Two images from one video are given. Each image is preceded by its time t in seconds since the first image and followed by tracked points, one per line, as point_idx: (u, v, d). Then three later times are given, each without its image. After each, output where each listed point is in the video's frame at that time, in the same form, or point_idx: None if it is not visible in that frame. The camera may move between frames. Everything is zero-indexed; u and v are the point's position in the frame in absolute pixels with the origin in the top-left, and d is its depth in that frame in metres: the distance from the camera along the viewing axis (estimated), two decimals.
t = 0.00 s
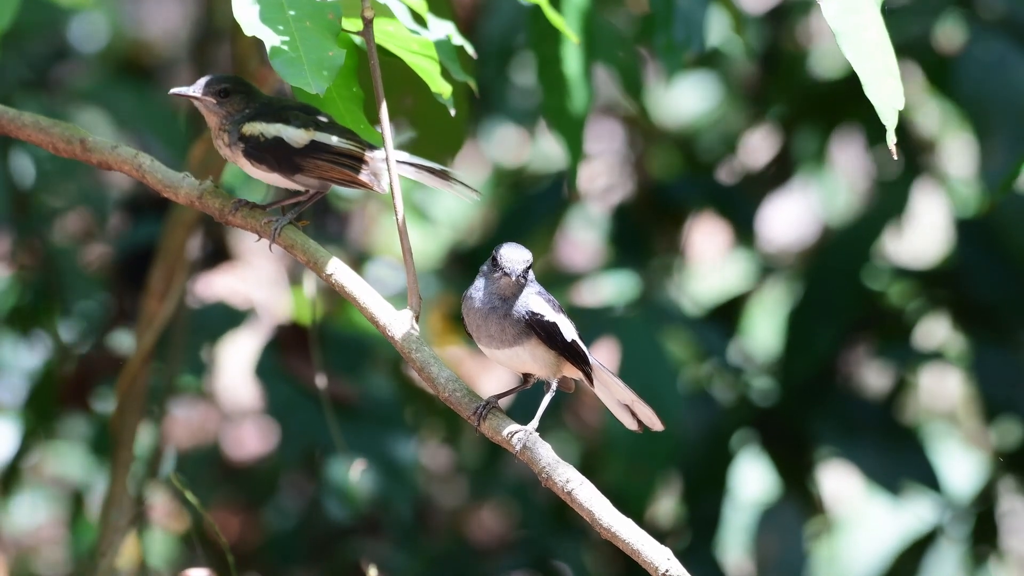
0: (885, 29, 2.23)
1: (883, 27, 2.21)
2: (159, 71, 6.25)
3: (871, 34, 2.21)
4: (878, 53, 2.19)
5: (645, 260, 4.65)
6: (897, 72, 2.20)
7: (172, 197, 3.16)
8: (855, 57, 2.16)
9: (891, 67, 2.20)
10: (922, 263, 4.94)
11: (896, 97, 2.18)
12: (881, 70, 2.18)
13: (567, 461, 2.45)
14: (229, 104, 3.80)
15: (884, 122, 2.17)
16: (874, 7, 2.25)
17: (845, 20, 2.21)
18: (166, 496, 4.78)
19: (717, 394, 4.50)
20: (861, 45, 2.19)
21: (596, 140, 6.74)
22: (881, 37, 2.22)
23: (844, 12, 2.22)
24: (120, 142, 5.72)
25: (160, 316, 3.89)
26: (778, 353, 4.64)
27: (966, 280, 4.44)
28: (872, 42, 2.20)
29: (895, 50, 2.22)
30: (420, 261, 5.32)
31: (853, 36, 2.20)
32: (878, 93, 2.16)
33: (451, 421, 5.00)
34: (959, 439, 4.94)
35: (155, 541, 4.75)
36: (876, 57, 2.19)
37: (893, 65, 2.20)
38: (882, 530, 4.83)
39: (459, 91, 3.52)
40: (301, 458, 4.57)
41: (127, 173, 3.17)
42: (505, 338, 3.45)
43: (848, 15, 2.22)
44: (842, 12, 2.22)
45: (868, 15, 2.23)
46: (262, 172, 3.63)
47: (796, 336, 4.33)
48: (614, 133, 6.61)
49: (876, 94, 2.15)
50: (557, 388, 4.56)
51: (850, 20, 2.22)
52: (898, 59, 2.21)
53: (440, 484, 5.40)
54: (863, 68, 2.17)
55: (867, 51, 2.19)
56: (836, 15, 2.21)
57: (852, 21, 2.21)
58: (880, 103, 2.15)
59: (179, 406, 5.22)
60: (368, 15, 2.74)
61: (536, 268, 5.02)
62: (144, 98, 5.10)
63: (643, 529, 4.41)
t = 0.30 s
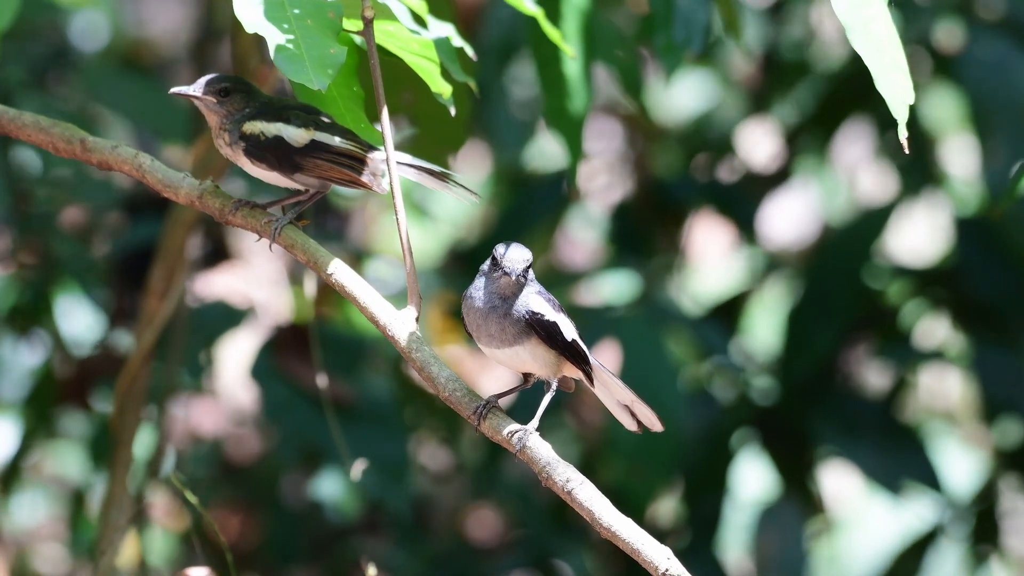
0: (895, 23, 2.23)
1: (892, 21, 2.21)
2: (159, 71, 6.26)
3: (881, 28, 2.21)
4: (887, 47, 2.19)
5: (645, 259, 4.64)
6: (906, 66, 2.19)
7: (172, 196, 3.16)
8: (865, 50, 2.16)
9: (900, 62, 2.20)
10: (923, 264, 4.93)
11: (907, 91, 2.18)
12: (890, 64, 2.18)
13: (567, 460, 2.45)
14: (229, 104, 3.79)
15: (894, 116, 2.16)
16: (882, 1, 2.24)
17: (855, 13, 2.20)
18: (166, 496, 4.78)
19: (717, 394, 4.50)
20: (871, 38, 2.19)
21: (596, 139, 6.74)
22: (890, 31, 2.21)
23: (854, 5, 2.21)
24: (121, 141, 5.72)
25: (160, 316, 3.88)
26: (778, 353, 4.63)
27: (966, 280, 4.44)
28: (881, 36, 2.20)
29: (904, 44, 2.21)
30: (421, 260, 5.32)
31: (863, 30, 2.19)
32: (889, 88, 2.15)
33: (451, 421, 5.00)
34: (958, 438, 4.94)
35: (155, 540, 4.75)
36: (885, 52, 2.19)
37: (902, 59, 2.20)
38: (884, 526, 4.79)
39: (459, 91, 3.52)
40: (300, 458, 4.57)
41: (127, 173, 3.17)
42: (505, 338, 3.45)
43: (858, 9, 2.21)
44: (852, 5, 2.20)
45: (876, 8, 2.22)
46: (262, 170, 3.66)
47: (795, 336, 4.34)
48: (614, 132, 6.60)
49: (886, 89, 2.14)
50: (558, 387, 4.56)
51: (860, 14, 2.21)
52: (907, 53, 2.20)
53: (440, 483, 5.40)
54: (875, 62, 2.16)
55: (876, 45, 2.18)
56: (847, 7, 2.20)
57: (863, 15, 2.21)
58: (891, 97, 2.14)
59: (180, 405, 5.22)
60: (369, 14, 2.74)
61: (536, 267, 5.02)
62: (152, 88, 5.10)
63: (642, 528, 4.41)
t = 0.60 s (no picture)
0: (885, 20, 2.23)
1: (882, 17, 2.21)
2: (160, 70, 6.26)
3: (871, 24, 2.20)
4: (877, 44, 2.20)
5: (646, 258, 4.64)
6: (896, 62, 2.19)
7: (173, 195, 3.16)
8: (854, 44, 2.16)
9: (890, 58, 2.19)
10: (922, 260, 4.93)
11: (896, 86, 2.17)
12: (881, 61, 2.18)
13: (568, 458, 2.45)
14: (230, 101, 3.78)
15: (882, 111, 2.15)
16: None
17: (845, 8, 2.20)
18: (167, 494, 4.78)
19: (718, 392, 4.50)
20: (861, 34, 2.18)
21: (597, 137, 6.73)
22: (880, 27, 2.22)
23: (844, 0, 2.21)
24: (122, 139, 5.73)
25: (161, 315, 3.89)
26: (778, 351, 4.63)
27: (966, 277, 4.45)
28: (870, 31, 2.20)
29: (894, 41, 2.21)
30: (421, 259, 5.32)
31: (853, 24, 2.19)
32: (877, 81, 2.15)
33: (452, 419, 5.00)
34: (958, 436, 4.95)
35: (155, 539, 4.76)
36: (875, 47, 2.19)
37: (893, 56, 2.20)
38: (886, 522, 4.69)
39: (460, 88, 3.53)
40: (301, 456, 4.57)
41: (128, 172, 3.17)
42: (506, 336, 3.45)
43: (850, 6, 2.20)
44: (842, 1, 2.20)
45: (866, 4, 2.22)
46: (261, 168, 3.65)
47: (796, 336, 4.33)
48: (615, 130, 6.60)
49: (873, 82, 2.13)
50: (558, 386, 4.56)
51: (853, 10, 2.20)
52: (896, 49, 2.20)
53: (441, 482, 5.41)
54: (864, 57, 2.16)
55: (866, 40, 2.18)
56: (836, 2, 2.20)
57: (853, 10, 2.20)
58: (879, 91, 2.13)
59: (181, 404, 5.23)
60: (369, 13, 2.74)
61: (537, 266, 5.02)
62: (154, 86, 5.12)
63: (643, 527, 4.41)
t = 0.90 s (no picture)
0: (875, 32, 2.23)
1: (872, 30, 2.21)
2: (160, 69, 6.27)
3: (860, 38, 2.20)
4: (866, 59, 2.19)
5: (646, 257, 4.65)
6: (885, 77, 2.19)
7: (173, 196, 3.16)
8: (842, 63, 2.16)
9: (880, 72, 2.19)
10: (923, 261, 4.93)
11: (884, 102, 2.17)
12: (870, 76, 2.17)
13: (568, 458, 2.45)
14: (231, 102, 3.77)
15: (869, 127, 2.16)
16: (863, 10, 2.23)
17: (833, 22, 2.20)
18: (167, 493, 4.78)
19: (718, 392, 4.50)
20: (849, 51, 2.18)
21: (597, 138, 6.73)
22: (869, 40, 2.21)
23: (834, 14, 2.21)
24: (122, 139, 5.73)
25: (161, 315, 3.88)
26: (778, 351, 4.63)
27: (968, 277, 4.45)
28: (859, 46, 2.20)
29: (883, 55, 2.21)
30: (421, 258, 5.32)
31: (841, 41, 2.19)
32: (864, 100, 2.15)
33: (452, 419, 5.00)
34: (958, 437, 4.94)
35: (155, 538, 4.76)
36: (863, 62, 2.18)
37: (881, 70, 2.19)
38: (887, 521, 4.86)
39: (460, 87, 3.52)
40: (301, 456, 4.58)
41: (128, 172, 3.17)
42: (505, 335, 3.42)
43: (838, 19, 2.20)
44: (831, 15, 2.20)
45: (856, 18, 2.22)
46: (263, 168, 3.62)
47: (795, 336, 4.33)
48: (615, 130, 6.59)
49: (860, 101, 2.13)
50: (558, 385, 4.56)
51: (840, 24, 2.20)
52: (885, 64, 2.20)
53: (441, 481, 5.41)
54: (852, 74, 2.15)
55: (854, 57, 2.18)
56: (824, 18, 2.20)
57: (841, 25, 2.20)
58: (866, 109, 2.14)
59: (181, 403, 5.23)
60: (369, 13, 2.74)
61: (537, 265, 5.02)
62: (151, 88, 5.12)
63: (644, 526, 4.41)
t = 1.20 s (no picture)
0: (877, 38, 2.22)
1: (874, 36, 2.21)
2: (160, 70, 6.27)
3: (862, 44, 2.20)
4: (869, 63, 2.18)
5: (645, 258, 4.65)
6: (889, 82, 2.18)
7: (173, 196, 3.16)
8: (845, 68, 2.15)
9: (882, 77, 2.18)
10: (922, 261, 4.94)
11: (887, 106, 2.16)
12: (872, 81, 2.17)
13: (568, 459, 2.45)
14: (230, 102, 3.74)
15: (873, 132, 2.14)
16: (865, 16, 2.24)
17: (836, 28, 2.20)
18: (166, 493, 4.78)
19: (718, 392, 4.50)
20: (852, 53, 2.18)
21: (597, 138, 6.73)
22: (872, 46, 2.21)
23: (836, 20, 2.21)
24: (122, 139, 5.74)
25: (161, 315, 3.88)
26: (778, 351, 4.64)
27: (967, 279, 4.44)
28: (862, 51, 2.19)
29: (886, 60, 2.21)
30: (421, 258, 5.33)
31: (845, 46, 2.18)
32: (869, 103, 2.13)
33: (451, 419, 5.00)
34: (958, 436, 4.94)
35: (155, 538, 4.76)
36: (867, 66, 2.18)
37: (885, 75, 2.19)
38: (886, 520, 4.76)
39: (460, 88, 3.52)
40: (301, 456, 4.58)
41: (128, 172, 3.17)
42: (500, 342, 3.23)
43: (841, 24, 2.20)
44: (834, 21, 2.20)
45: (859, 23, 2.22)
46: (264, 169, 3.66)
47: (795, 336, 4.33)
48: (615, 131, 6.59)
49: (864, 104, 2.12)
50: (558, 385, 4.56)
51: (843, 29, 2.20)
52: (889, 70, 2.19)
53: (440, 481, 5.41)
54: (854, 79, 2.14)
55: (857, 60, 2.18)
56: (828, 24, 2.20)
57: (843, 30, 2.20)
58: (870, 112, 2.12)
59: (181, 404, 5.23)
60: (369, 13, 2.74)
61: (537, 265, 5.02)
62: (154, 84, 5.08)
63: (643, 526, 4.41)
